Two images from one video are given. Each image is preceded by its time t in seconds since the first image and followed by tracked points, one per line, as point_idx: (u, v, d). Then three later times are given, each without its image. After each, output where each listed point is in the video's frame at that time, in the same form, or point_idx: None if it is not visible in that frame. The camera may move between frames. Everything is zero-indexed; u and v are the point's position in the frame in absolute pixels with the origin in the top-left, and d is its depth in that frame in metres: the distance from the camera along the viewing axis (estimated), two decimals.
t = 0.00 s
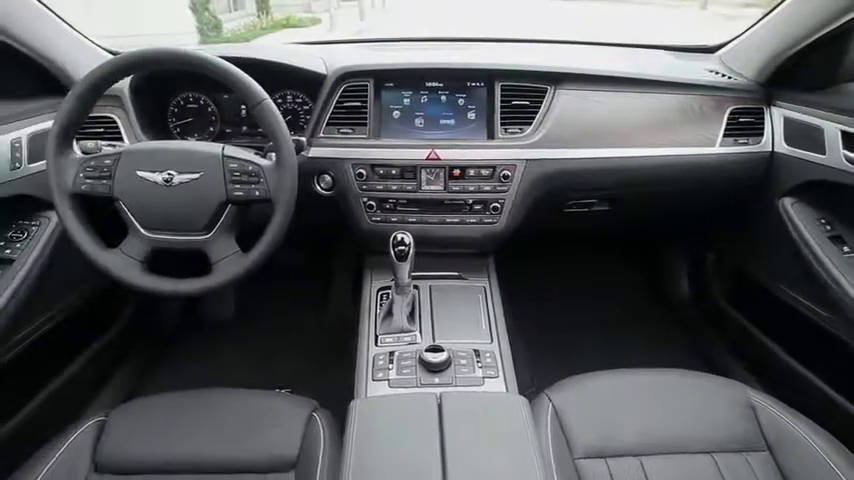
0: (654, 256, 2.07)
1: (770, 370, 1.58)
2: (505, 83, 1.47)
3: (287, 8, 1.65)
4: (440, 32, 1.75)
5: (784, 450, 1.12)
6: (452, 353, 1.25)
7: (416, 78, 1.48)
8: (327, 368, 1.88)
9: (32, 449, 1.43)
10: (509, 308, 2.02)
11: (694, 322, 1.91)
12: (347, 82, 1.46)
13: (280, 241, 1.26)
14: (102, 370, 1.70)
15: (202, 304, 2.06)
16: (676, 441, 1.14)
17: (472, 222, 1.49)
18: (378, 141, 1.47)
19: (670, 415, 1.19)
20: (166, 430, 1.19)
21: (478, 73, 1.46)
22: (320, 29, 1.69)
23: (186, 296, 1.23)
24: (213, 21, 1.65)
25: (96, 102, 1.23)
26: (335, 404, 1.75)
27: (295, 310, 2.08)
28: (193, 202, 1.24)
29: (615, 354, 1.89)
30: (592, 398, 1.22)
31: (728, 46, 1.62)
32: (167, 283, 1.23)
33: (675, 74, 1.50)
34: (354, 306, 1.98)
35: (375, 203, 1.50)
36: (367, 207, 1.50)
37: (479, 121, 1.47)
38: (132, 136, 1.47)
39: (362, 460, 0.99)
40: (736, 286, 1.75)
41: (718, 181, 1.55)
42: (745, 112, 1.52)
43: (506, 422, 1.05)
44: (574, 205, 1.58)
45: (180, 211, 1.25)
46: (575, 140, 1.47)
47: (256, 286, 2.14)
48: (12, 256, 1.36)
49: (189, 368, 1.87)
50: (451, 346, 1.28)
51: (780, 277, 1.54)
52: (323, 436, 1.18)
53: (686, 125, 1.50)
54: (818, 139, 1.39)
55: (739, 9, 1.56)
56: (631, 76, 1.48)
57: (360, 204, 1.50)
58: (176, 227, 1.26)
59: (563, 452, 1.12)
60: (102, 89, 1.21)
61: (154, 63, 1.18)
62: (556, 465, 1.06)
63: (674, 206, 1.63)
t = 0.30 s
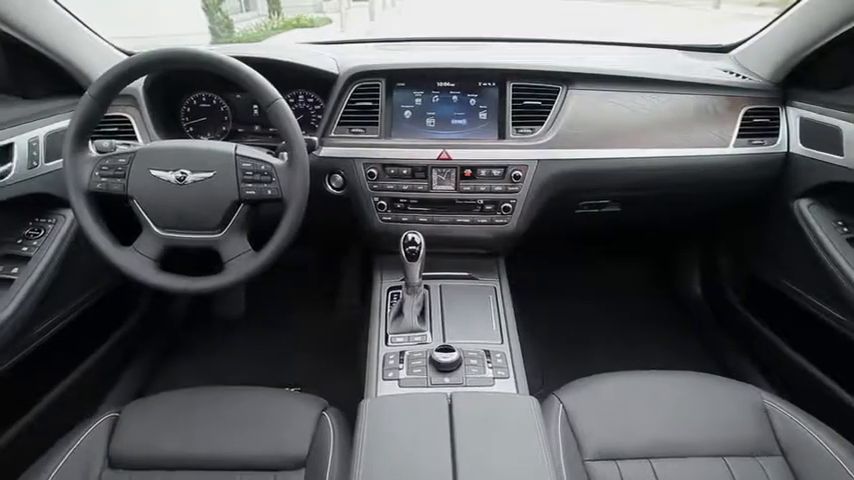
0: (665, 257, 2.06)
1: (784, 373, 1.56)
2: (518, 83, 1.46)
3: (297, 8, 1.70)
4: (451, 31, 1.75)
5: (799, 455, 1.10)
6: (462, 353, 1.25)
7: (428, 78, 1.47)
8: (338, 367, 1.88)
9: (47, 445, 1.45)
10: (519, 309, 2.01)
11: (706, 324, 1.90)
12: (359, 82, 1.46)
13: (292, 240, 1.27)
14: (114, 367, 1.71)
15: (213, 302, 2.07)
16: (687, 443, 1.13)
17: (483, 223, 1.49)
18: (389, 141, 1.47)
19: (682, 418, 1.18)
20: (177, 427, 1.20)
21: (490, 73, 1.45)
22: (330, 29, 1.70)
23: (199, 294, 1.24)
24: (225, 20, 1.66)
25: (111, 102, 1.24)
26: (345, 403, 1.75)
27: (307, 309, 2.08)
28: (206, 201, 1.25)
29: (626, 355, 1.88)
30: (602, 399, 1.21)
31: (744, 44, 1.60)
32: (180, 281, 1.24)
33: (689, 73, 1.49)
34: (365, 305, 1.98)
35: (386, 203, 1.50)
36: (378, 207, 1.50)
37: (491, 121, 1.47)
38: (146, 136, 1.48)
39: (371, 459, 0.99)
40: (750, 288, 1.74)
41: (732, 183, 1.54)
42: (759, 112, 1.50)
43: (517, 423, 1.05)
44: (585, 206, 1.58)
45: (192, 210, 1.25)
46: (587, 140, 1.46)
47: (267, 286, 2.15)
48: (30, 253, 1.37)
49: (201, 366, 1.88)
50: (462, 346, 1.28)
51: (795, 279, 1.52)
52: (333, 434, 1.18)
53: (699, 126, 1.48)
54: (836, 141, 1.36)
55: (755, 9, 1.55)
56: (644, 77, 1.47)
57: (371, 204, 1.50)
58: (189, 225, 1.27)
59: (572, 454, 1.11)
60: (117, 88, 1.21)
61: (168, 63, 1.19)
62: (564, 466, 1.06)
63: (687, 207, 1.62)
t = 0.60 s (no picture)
0: (677, 258, 2.05)
1: (798, 376, 1.55)
2: (529, 83, 1.46)
3: (307, 9, 1.70)
4: (462, 31, 1.74)
5: (813, 460, 1.09)
6: (472, 353, 1.25)
7: (439, 78, 1.47)
8: (348, 366, 1.89)
9: (60, 440, 1.46)
10: (529, 309, 2.01)
11: (718, 326, 1.88)
12: (370, 82, 1.46)
13: (303, 239, 1.27)
14: (127, 364, 1.72)
15: (224, 301, 2.08)
16: (698, 446, 1.12)
17: (493, 223, 1.49)
18: (400, 141, 1.47)
19: (693, 420, 1.17)
20: (188, 424, 1.21)
21: (501, 73, 1.45)
22: (339, 30, 1.71)
23: (211, 292, 1.24)
24: (236, 21, 1.66)
25: (125, 102, 1.25)
26: (355, 402, 1.76)
27: (317, 308, 2.09)
28: (218, 199, 1.25)
29: (637, 356, 1.87)
30: (613, 400, 1.21)
31: (759, 43, 1.58)
32: (192, 280, 1.24)
33: (702, 73, 1.48)
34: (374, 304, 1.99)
35: (396, 202, 1.50)
36: (389, 207, 1.50)
37: (502, 121, 1.47)
38: (159, 136, 1.49)
39: (381, 458, 0.99)
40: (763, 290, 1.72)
41: (745, 184, 1.53)
42: (774, 112, 1.49)
43: (527, 424, 1.04)
44: (596, 206, 1.57)
45: (204, 208, 1.26)
46: (599, 141, 1.46)
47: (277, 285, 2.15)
48: (46, 250, 1.38)
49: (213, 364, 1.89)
50: (472, 346, 1.27)
51: (809, 282, 1.51)
52: (342, 432, 1.18)
53: (712, 126, 1.47)
54: None
55: (769, 8, 1.54)
56: (657, 77, 1.46)
57: (382, 203, 1.50)
58: (201, 224, 1.27)
59: (582, 455, 1.10)
60: (131, 87, 1.22)
61: (182, 63, 1.19)
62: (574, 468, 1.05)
63: (699, 208, 1.61)
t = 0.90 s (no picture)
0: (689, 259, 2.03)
1: (812, 379, 1.53)
2: (540, 83, 1.45)
3: (317, 9, 1.71)
4: (472, 31, 1.74)
5: (828, 465, 1.08)
6: (482, 353, 1.24)
7: (450, 78, 1.47)
8: (358, 365, 1.89)
9: (74, 435, 1.47)
10: (539, 311, 2.00)
11: (731, 328, 1.87)
12: (381, 82, 1.46)
13: (314, 238, 1.27)
14: (139, 361, 1.73)
15: (234, 299, 2.09)
16: (710, 450, 1.11)
17: (503, 223, 1.48)
18: (410, 140, 1.47)
19: (704, 423, 1.16)
20: (198, 421, 1.21)
21: (512, 73, 1.45)
22: (349, 30, 1.72)
23: (222, 290, 1.25)
24: (246, 21, 1.67)
25: (139, 101, 1.26)
26: (364, 402, 1.76)
27: (326, 307, 2.10)
28: (230, 198, 1.26)
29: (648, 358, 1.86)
30: (623, 402, 1.20)
31: (773, 43, 1.58)
32: (203, 278, 1.25)
33: (715, 74, 1.46)
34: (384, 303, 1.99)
35: (407, 202, 1.50)
36: (399, 207, 1.50)
37: (512, 121, 1.46)
38: (172, 136, 1.50)
39: (391, 458, 0.99)
40: (777, 292, 1.70)
41: (759, 186, 1.51)
42: (789, 112, 1.47)
43: (538, 425, 1.04)
44: (606, 207, 1.56)
45: (216, 207, 1.26)
46: (610, 141, 1.45)
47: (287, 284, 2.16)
48: (60, 248, 1.39)
49: (224, 362, 1.90)
50: (482, 346, 1.27)
51: (825, 284, 1.49)
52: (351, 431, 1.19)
53: (726, 127, 1.46)
54: None
55: (783, 7, 1.52)
56: (669, 77, 1.45)
57: (392, 203, 1.50)
58: (213, 223, 1.28)
59: (592, 458, 1.10)
60: (146, 87, 1.23)
61: (194, 63, 1.20)
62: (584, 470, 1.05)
63: (711, 209, 1.60)
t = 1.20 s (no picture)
0: (700, 261, 2.02)
1: (827, 383, 1.51)
2: (552, 83, 1.45)
3: (327, 9, 1.71)
4: (484, 30, 1.74)
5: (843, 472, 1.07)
6: (492, 354, 1.24)
7: (462, 78, 1.47)
8: (368, 364, 1.89)
9: (87, 431, 1.48)
10: (549, 312, 1.99)
11: (744, 330, 1.85)
12: (392, 82, 1.46)
13: (325, 237, 1.27)
14: (152, 359, 1.74)
15: (245, 298, 2.10)
16: (722, 454, 1.10)
17: (514, 223, 1.48)
18: (421, 140, 1.47)
19: (716, 426, 1.15)
20: (209, 419, 1.22)
21: (524, 73, 1.44)
22: (359, 29, 1.73)
23: (234, 289, 1.25)
24: (257, 21, 1.68)
25: (153, 101, 1.27)
26: (374, 401, 1.76)
27: (336, 306, 2.10)
28: (241, 198, 1.26)
29: (659, 359, 1.85)
30: (634, 404, 1.19)
31: (789, 42, 1.57)
32: (215, 277, 1.26)
33: (729, 73, 1.45)
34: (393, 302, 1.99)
35: (417, 202, 1.50)
36: (409, 207, 1.50)
37: (524, 121, 1.46)
38: (184, 135, 1.51)
39: (401, 459, 0.98)
40: (791, 294, 1.69)
41: (774, 187, 1.50)
42: (805, 112, 1.46)
43: (548, 426, 1.04)
44: (618, 208, 1.56)
45: (227, 206, 1.27)
46: (623, 141, 1.44)
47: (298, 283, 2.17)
48: (75, 246, 1.40)
49: (235, 361, 1.91)
50: (492, 347, 1.27)
51: (840, 287, 1.47)
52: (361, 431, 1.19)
53: (740, 127, 1.45)
54: None
55: (799, 6, 1.51)
56: (682, 76, 1.44)
57: (403, 203, 1.50)
58: (225, 222, 1.28)
59: (602, 460, 1.09)
60: (160, 86, 1.23)
61: (207, 63, 1.20)
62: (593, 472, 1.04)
63: (724, 210, 1.59)
